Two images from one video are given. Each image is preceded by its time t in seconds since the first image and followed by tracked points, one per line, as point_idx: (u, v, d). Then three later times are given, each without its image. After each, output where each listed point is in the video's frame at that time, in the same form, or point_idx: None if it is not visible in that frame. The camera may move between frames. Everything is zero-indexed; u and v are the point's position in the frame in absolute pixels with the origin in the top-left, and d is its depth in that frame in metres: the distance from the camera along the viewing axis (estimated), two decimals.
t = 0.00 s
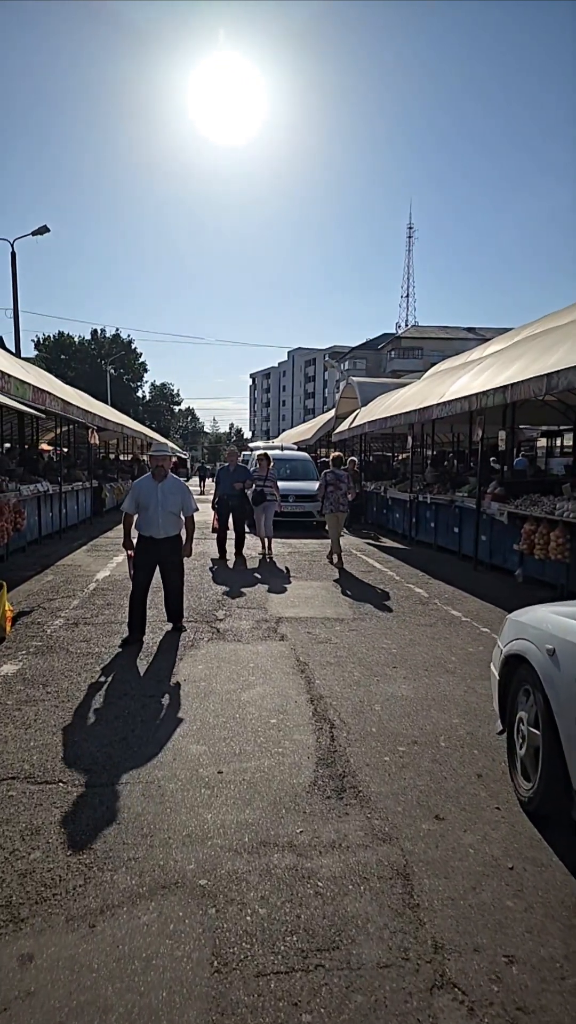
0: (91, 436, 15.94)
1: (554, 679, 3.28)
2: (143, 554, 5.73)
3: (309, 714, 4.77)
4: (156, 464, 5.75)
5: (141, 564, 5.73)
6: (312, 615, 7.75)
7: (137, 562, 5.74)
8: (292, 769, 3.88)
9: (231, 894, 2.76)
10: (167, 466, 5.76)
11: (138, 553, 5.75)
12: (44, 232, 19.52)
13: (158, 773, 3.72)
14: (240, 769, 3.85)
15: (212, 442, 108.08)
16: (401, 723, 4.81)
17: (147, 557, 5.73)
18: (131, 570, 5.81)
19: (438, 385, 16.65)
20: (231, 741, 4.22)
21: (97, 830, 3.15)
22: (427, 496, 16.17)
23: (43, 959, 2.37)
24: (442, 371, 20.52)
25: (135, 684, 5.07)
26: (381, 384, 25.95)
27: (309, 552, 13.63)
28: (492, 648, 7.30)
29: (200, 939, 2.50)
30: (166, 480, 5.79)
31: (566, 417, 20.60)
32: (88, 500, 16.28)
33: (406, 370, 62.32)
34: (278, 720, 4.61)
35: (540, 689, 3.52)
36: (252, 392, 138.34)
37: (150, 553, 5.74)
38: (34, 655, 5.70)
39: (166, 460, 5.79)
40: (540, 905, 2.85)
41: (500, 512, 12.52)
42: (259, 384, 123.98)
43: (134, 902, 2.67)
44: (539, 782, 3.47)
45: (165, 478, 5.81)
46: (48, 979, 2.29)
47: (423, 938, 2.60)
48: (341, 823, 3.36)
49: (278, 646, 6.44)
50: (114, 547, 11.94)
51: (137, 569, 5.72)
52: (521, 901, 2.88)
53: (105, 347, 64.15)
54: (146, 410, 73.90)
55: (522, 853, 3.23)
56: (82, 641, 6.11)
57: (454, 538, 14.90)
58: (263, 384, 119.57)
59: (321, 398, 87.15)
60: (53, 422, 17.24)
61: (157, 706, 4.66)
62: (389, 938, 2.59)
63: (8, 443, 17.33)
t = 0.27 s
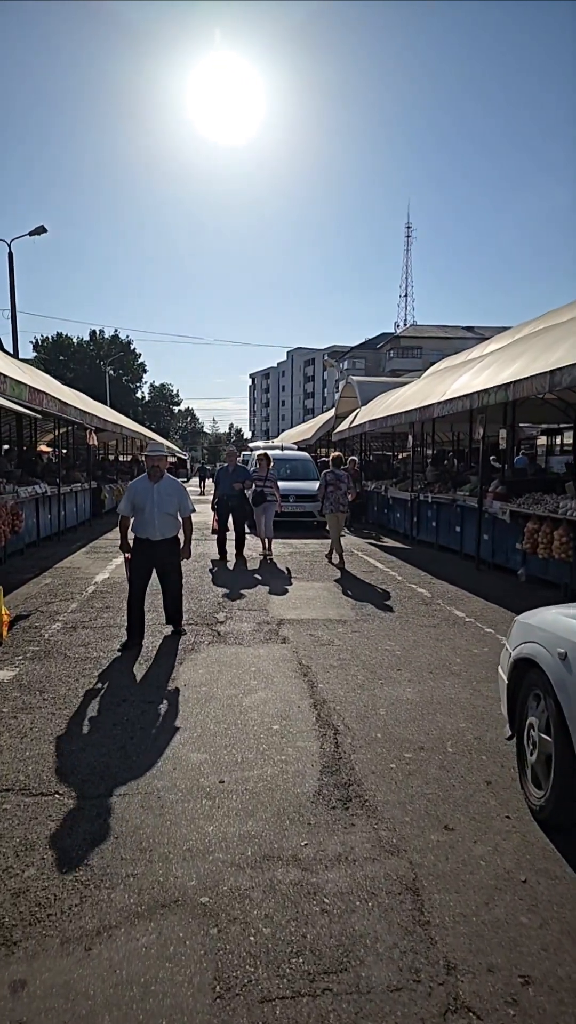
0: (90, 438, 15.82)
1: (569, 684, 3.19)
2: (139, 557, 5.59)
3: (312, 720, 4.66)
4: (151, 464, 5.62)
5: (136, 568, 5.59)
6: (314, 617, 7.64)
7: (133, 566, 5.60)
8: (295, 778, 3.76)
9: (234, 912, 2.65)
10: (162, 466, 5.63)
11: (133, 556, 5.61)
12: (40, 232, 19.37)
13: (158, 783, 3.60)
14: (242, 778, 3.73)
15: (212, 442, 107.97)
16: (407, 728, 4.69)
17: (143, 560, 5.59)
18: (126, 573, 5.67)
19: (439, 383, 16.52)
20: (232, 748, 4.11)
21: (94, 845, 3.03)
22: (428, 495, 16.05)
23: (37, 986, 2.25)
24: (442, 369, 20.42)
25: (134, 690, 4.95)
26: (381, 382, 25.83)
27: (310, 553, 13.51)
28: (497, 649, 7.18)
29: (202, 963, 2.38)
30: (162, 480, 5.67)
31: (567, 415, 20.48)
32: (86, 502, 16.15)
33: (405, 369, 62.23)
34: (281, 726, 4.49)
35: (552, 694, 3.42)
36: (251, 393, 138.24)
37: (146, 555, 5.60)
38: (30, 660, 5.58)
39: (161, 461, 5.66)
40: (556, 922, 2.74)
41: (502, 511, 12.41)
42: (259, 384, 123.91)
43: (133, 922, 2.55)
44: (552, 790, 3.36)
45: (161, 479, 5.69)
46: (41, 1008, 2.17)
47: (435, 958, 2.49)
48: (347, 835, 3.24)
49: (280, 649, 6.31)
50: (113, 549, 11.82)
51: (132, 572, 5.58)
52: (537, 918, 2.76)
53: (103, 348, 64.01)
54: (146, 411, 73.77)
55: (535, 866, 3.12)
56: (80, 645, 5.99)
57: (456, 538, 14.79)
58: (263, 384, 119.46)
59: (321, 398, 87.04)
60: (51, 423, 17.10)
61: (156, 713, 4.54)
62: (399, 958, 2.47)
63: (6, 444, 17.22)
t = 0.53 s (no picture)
0: (88, 439, 15.70)
1: None
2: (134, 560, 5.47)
3: (316, 726, 4.54)
4: (147, 465, 5.49)
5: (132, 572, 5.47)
6: (316, 619, 7.52)
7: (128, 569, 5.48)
8: (300, 788, 3.64)
9: (238, 932, 2.53)
10: (157, 467, 5.52)
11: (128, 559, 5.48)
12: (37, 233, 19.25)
13: (157, 794, 3.48)
14: (244, 787, 3.61)
15: (211, 443, 107.85)
16: (412, 734, 4.56)
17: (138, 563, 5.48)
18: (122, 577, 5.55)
19: (439, 382, 16.41)
20: (235, 756, 3.99)
21: (90, 862, 2.91)
22: (429, 494, 15.93)
23: (30, 1016, 2.14)
24: (443, 368, 20.31)
25: (133, 696, 4.83)
26: (381, 381, 25.70)
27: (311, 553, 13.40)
28: (503, 650, 7.06)
29: (204, 989, 2.26)
30: (157, 481, 5.55)
31: (568, 412, 20.37)
32: (85, 504, 16.03)
33: (405, 368, 62.14)
34: (284, 732, 4.37)
35: (564, 699, 3.30)
36: (251, 393, 138.15)
37: (141, 558, 5.48)
38: (27, 666, 5.46)
39: (156, 461, 5.55)
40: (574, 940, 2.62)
41: (505, 510, 12.30)
42: (258, 384, 123.83)
43: (131, 945, 2.43)
44: (565, 799, 3.24)
45: (156, 479, 5.57)
46: None
47: (448, 980, 2.37)
48: (354, 848, 3.12)
49: (282, 652, 6.20)
50: (112, 552, 11.70)
51: (129, 576, 5.45)
52: (554, 935, 2.64)
53: (102, 350, 63.88)
54: (145, 412, 73.67)
55: (550, 879, 3.00)
56: (78, 650, 5.87)
57: (458, 537, 14.68)
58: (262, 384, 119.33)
59: (320, 398, 86.94)
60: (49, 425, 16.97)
61: (156, 720, 4.42)
62: (411, 981, 2.36)
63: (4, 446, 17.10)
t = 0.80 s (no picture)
0: (86, 440, 15.58)
1: None
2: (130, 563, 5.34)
3: (319, 732, 4.42)
4: (142, 465, 5.37)
5: (128, 575, 5.35)
6: (318, 621, 7.39)
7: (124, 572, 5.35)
8: (303, 799, 3.52)
9: (240, 955, 2.41)
10: (153, 467, 5.39)
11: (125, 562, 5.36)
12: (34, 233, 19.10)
13: (156, 807, 3.36)
14: (246, 798, 3.49)
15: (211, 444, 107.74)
16: (418, 739, 4.45)
17: (135, 566, 5.35)
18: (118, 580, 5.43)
19: (440, 380, 16.28)
20: (236, 765, 3.87)
21: (86, 880, 2.79)
22: (430, 493, 15.81)
23: None
24: (443, 366, 20.18)
25: (132, 703, 4.71)
26: (380, 380, 25.58)
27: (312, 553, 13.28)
28: (509, 652, 6.93)
29: (204, 1017, 2.14)
30: (152, 482, 5.42)
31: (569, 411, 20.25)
32: (84, 505, 15.89)
33: (404, 368, 62.04)
34: (286, 739, 4.25)
35: None
36: (250, 392, 137.95)
37: (138, 560, 5.36)
38: (23, 672, 5.34)
39: (152, 461, 5.42)
40: None
41: (508, 509, 12.18)
42: (257, 384, 123.53)
43: (128, 970, 2.31)
44: None
45: (152, 480, 5.44)
46: None
47: (461, 1006, 2.25)
48: (360, 863, 3.00)
49: (283, 656, 6.07)
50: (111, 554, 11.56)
51: (125, 579, 5.32)
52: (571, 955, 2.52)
53: (101, 351, 63.74)
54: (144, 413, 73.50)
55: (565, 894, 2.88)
56: (75, 655, 5.75)
57: (460, 537, 14.56)
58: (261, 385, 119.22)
59: (320, 398, 86.82)
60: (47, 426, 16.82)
61: (155, 728, 4.30)
62: (423, 1007, 2.24)
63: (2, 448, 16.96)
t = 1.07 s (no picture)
0: (85, 440, 15.46)
1: None
2: (126, 565, 5.20)
3: (322, 739, 4.30)
4: (136, 465, 5.24)
5: (125, 577, 5.21)
6: (319, 623, 7.27)
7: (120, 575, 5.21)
8: (305, 810, 3.40)
9: (240, 979, 2.29)
10: (147, 466, 5.27)
11: (120, 565, 5.21)
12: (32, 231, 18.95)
13: (153, 819, 3.24)
14: (247, 810, 3.37)
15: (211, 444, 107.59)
16: (423, 746, 4.33)
17: (131, 568, 5.21)
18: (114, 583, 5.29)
19: (441, 378, 16.16)
20: (236, 775, 3.75)
21: (79, 898, 2.67)
22: (431, 493, 15.69)
23: None
24: (444, 365, 20.06)
25: (129, 709, 4.58)
26: (380, 380, 25.47)
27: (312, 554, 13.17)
28: (513, 654, 6.81)
29: None
30: (147, 482, 5.30)
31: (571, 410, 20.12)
32: (82, 506, 15.76)
33: (404, 368, 61.91)
34: (287, 747, 4.13)
35: None
36: (250, 393, 137.83)
37: (134, 562, 5.23)
38: (18, 677, 5.21)
39: (146, 460, 5.30)
40: None
41: (510, 509, 12.06)
42: (257, 384, 123.40)
43: (122, 998, 2.19)
44: None
45: (147, 480, 5.32)
46: None
47: None
48: (365, 879, 2.88)
49: (284, 659, 5.95)
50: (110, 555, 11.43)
51: (120, 581, 5.20)
52: None
53: (100, 351, 63.59)
54: (144, 413, 73.39)
55: None
56: (72, 659, 5.62)
57: (462, 537, 14.43)
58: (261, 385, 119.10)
59: (319, 398, 86.71)
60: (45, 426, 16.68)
61: (152, 735, 4.18)
62: None
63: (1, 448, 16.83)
